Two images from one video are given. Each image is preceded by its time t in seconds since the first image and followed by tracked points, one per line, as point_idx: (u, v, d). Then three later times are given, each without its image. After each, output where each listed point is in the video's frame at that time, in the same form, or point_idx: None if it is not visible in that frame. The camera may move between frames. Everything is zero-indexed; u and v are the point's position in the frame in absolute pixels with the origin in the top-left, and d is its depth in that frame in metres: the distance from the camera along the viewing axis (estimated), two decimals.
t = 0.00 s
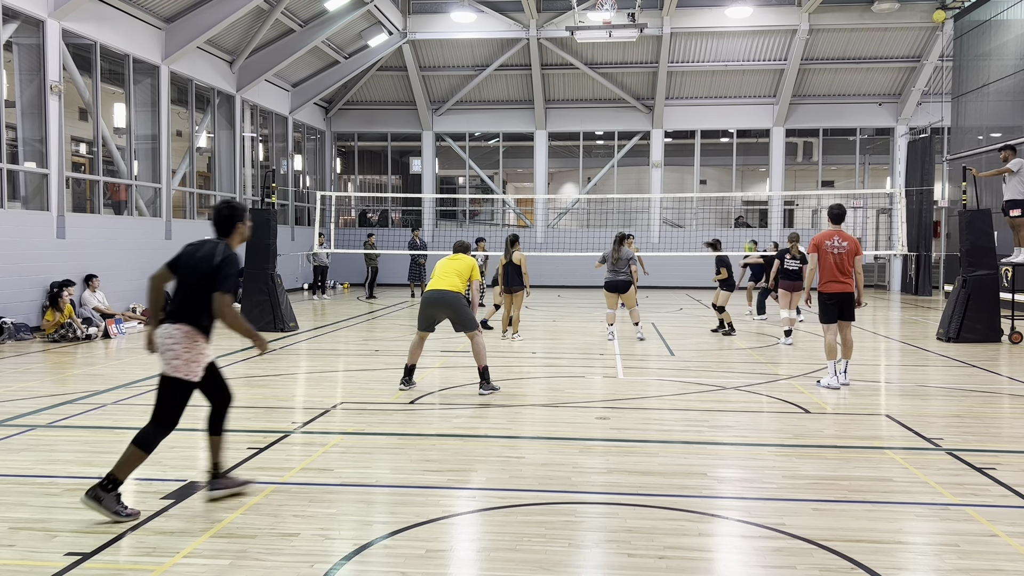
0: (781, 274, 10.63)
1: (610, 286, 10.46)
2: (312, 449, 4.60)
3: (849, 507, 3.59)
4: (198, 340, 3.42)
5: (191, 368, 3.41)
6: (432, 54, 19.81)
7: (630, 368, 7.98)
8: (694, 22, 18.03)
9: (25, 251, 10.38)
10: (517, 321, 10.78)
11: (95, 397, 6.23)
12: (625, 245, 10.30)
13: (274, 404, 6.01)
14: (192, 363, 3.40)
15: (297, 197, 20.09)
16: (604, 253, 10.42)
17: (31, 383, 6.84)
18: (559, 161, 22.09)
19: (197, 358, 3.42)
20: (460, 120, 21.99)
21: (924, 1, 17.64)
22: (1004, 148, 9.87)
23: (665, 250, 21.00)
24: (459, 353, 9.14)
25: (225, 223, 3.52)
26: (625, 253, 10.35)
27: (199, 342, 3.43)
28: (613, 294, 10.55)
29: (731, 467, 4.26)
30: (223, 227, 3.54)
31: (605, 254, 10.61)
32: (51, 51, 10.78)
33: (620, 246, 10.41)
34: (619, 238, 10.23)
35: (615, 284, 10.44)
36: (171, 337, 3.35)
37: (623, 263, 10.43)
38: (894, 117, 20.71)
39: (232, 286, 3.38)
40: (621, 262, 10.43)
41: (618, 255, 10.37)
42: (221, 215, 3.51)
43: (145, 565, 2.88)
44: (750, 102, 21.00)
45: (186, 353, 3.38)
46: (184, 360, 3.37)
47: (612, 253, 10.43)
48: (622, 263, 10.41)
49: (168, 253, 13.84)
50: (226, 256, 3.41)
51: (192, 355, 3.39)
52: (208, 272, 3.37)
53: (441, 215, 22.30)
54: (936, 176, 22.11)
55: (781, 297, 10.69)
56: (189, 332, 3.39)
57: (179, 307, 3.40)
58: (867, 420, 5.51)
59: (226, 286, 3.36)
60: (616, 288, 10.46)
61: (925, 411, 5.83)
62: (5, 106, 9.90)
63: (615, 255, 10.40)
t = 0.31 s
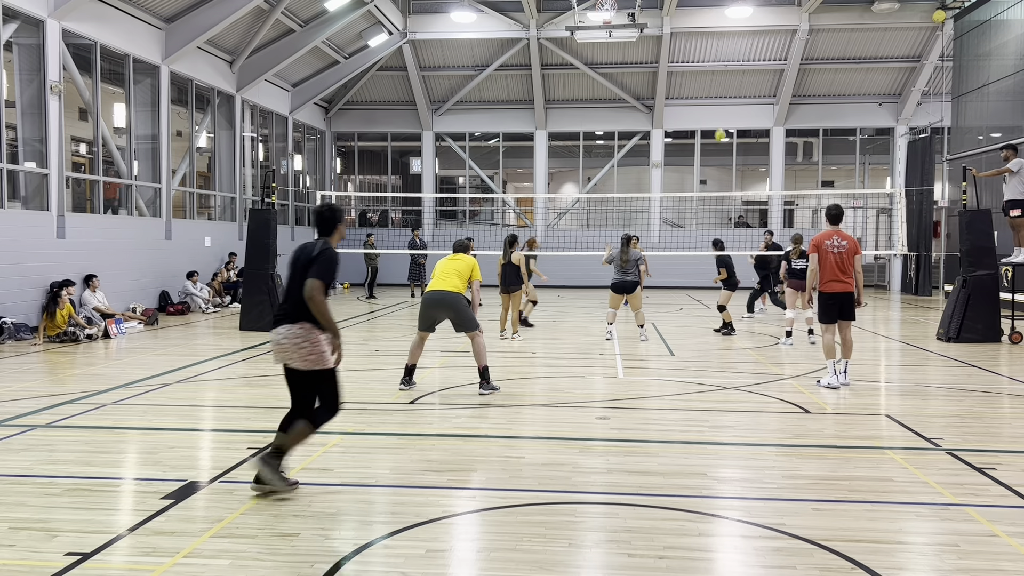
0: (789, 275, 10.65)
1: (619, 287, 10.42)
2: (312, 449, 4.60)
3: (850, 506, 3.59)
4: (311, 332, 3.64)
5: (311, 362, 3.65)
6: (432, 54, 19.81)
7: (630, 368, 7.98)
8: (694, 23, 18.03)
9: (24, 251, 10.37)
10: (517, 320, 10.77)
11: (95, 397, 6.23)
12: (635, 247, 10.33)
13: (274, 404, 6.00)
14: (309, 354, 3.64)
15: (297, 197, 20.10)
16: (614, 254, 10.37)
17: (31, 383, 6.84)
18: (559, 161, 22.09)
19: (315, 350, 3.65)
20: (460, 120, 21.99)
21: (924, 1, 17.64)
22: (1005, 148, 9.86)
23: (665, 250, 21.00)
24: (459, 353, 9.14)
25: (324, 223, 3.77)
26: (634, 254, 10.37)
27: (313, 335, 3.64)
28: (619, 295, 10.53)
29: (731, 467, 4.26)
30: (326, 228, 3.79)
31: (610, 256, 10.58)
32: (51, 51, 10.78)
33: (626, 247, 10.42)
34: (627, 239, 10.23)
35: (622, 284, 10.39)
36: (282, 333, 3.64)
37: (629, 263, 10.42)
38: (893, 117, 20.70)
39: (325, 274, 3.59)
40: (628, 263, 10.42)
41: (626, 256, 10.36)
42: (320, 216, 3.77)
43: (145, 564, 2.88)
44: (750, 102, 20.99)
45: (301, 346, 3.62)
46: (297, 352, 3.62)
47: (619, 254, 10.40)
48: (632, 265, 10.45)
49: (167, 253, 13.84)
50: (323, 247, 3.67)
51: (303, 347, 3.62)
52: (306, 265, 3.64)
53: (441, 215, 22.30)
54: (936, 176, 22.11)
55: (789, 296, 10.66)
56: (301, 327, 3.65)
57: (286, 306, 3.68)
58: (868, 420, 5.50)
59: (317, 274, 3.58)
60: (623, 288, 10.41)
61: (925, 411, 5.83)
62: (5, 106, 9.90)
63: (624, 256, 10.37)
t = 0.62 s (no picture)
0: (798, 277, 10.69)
1: (612, 286, 10.43)
2: (312, 449, 4.60)
3: (849, 506, 3.59)
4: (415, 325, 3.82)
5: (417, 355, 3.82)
6: (432, 54, 19.81)
7: (630, 368, 7.98)
8: (694, 23, 18.03)
9: (25, 251, 10.38)
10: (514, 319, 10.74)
11: (95, 397, 6.23)
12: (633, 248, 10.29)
13: (274, 404, 6.01)
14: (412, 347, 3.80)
15: (297, 197, 20.11)
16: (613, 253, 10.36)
17: (31, 383, 6.84)
18: (559, 161, 22.10)
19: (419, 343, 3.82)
20: (460, 119, 21.99)
21: (924, 1, 17.63)
22: (1005, 148, 9.84)
23: (665, 249, 21.00)
24: (459, 353, 9.14)
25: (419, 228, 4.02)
26: (631, 256, 10.35)
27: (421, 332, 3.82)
28: (612, 294, 10.54)
29: (731, 467, 4.26)
30: (423, 233, 4.03)
31: (608, 255, 10.59)
32: (51, 51, 10.78)
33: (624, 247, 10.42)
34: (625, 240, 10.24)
35: (616, 285, 10.40)
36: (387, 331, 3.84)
37: (626, 265, 10.41)
38: (893, 117, 20.70)
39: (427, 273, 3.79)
40: (626, 264, 10.41)
41: (624, 257, 10.36)
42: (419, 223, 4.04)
43: (146, 565, 2.88)
44: (750, 102, 20.99)
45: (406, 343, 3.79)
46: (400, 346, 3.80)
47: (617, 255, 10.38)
48: (629, 266, 10.40)
49: (167, 253, 13.84)
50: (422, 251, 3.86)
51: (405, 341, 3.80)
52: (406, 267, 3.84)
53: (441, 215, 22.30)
54: (936, 176, 22.11)
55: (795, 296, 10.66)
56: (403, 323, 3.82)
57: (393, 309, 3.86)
58: (867, 420, 5.51)
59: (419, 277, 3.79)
60: (616, 288, 10.43)
61: (926, 411, 5.83)
62: (5, 106, 9.90)
63: (621, 257, 10.37)
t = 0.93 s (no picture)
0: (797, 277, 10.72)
1: (620, 286, 10.41)
2: (312, 449, 4.60)
3: (849, 507, 3.59)
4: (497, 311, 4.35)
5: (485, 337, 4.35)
6: (432, 54, 19.81)
7: (630, 368, 7.97)
8: (695, 23, 18.04)
9: (25, 251, 10.38)
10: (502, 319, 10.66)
11: (95, 397, 6.23)
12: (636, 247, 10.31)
13: (274, 404, 6.01)
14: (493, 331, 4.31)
15: (297, 197, 20.10)
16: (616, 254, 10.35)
17: (31, 383, 6.83)
18: (559, 161, 22.11)
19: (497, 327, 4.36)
20: (460, 119, 21.99)
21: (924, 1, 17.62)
22: (1005, 148, 9.83)
23: (665, 250, 20.98)
24: (459, 353, 9.14)
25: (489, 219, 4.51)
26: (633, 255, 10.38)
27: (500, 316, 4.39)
28: (619, 295, 10.52)
29: (731, 467, 4.26)
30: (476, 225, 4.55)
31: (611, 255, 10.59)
32: (51, 50, 10.78)
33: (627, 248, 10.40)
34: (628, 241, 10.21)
35: (623, 284, 10.39)
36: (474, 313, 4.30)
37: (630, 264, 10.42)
38: (893, 117, 20.70)
39: (521, 267, 4.42)
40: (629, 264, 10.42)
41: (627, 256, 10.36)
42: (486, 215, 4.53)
43: (146, 564, 2.88)
44: (750, 102, 20.99)
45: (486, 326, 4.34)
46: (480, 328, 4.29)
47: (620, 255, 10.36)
48: (633, 265, 10.44)
49: (167, 254, 13.83)
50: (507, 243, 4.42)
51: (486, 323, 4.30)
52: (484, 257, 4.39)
53: (441, 215, 22.30)
54: (936, 176, 22.11)
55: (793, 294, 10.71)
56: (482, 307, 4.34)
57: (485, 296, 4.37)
58: (867, 420, 5.50)
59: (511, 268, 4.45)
60: (624, 288, 10.40)
61: (926, 411, 5.83)
62: (5, 106, 9.89)
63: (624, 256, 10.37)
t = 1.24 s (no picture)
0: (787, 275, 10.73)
1: (625, 286, 10.45)
2: (312, 449, 4.60)
3: (850, 507, 3.59)
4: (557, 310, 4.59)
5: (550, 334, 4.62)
6: (432, 54, 19.81)
7: (630, 368, 7.98)
8: (695, 23, 18.03)
9: (24, 251, 10.37)
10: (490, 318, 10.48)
11: (95, 397, 6.22)
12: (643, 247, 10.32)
13: (274, 404, 6.01)
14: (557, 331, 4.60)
15: (297, 197, 20.10)
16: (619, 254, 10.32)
17: (30, 383, 6.83)
18: (559, 161, 22.11)
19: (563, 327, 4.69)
20: (460, 120, 21.99)
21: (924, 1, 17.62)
22: (1005, 148, 9.83)
23: (665, 250, 20.97)
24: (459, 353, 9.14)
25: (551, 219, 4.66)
26: (640, 254, 10.35)
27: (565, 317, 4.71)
28: (624, 294, 10.53)
29: (731, 467, 4.26)
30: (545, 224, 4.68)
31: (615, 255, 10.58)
32: (51, 51, 10.78)
33: (630, 247, 10.37)
34: (631, 240, 10.19)
35: (628, 284, 10.40)
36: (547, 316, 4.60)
37: (634, 262, 10.42)
38: (893, 117, 20.70)
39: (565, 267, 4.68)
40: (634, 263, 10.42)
41: (632, 255, 10.35)
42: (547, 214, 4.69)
43: (146, 565, 2.88)
44: (750, 102, 20.99)
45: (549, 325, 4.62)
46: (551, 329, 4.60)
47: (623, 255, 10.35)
48: (638, 264, 10.44)
49: (167, 254, 13.83)
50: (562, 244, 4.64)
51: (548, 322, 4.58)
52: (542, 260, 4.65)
53: (441, 215, 22.28)
54: (936, 176, 22.09)
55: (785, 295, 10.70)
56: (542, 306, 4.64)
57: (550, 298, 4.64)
58: (867, 420, 5.51)
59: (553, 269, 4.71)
60: (629, 288, 10.43)
61: (926, 411, 5.83)
62: (5, 106, 9.90)
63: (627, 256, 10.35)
